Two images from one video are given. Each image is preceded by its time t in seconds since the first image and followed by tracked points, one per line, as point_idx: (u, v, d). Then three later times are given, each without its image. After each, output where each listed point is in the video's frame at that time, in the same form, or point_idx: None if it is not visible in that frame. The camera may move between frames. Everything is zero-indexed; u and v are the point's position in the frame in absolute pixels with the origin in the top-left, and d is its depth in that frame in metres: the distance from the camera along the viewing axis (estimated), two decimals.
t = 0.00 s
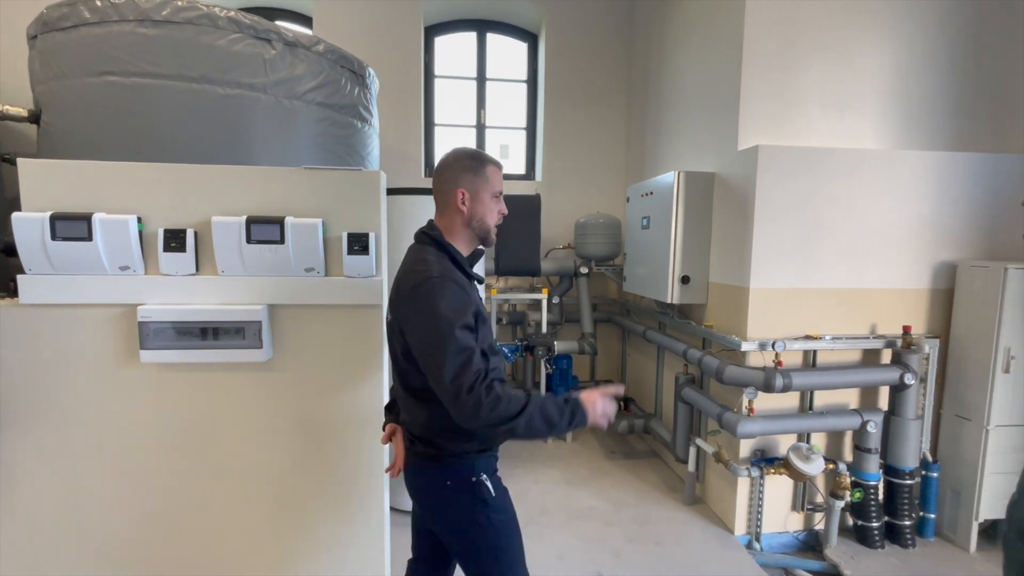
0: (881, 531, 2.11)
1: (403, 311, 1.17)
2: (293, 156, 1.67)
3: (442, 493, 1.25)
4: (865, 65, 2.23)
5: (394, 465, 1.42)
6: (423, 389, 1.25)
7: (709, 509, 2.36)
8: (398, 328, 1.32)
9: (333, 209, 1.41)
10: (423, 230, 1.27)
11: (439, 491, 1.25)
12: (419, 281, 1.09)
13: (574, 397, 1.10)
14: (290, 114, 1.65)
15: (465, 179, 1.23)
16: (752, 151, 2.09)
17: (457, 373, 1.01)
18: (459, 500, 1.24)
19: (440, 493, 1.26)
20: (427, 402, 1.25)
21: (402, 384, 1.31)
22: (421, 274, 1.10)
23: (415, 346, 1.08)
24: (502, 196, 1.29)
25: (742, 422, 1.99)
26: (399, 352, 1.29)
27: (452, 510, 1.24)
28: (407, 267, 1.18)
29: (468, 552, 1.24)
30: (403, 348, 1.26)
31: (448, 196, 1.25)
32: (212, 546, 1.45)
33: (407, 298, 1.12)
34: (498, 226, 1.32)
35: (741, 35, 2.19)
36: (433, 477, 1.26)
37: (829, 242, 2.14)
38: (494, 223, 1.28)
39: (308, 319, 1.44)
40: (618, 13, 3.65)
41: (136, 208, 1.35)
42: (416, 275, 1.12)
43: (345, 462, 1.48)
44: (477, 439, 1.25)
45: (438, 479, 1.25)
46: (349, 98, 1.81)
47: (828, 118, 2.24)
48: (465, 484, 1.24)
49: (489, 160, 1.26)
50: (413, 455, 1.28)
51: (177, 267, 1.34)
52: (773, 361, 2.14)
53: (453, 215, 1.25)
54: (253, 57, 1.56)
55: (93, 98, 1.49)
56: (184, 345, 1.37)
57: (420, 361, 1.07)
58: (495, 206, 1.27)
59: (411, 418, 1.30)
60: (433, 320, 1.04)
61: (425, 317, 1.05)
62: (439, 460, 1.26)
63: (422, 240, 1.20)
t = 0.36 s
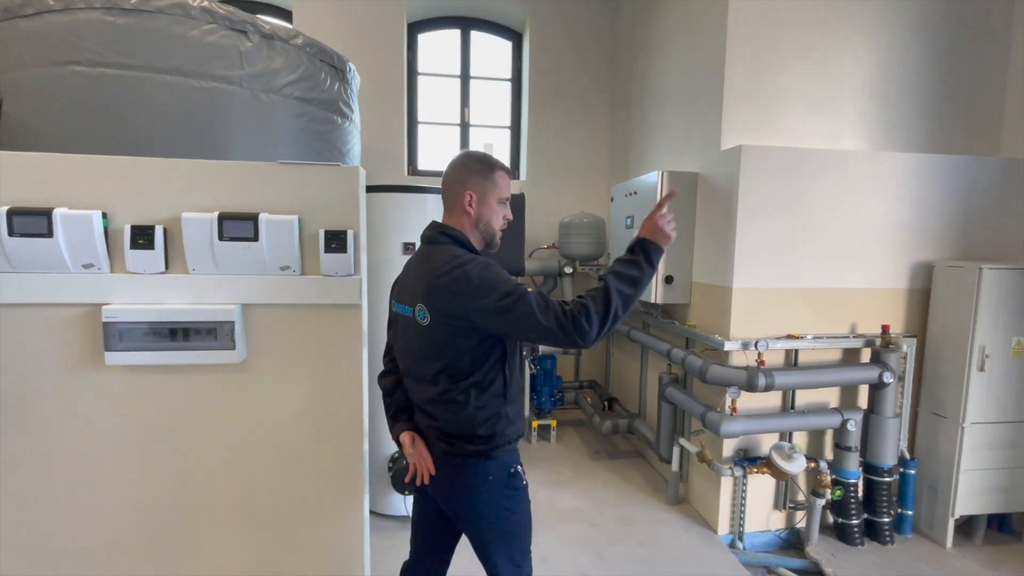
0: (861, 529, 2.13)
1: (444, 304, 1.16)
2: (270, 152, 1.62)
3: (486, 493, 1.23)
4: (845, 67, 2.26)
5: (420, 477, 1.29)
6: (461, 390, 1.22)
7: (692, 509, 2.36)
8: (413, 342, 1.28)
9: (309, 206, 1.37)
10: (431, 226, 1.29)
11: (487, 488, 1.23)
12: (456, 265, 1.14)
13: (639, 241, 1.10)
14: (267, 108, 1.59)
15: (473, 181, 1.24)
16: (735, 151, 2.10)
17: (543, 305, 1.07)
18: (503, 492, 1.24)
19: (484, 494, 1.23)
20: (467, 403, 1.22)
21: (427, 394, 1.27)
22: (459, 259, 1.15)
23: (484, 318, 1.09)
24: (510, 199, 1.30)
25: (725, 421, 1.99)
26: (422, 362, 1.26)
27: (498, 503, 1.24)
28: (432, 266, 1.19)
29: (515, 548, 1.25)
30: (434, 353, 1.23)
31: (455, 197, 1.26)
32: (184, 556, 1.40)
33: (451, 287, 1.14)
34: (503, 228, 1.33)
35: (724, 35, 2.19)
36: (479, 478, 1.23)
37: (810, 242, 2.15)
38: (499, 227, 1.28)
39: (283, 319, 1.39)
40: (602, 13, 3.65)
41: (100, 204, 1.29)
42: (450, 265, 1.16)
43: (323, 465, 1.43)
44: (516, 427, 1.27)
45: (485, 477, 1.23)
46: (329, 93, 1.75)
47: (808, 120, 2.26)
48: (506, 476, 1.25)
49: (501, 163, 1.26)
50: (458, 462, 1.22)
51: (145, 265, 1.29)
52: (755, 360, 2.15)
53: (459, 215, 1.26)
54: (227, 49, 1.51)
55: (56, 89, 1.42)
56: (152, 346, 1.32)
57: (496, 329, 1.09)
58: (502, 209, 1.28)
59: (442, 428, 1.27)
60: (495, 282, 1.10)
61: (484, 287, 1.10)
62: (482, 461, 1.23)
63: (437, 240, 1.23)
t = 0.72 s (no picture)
0: (837, 528, 2.13)
1: (488, 301, 1.21)
2: (233, 144, 1.51)
3: (523, 476, 1.31)
4: (820, 69, 2.27)
5: (457, 466, 1.32)
6: (501, 382, 1.28)
7: (671, 511, 2.34)
8: (450, 338, 1.31)
9: (270, 201, 1.29)
10: (467, 221, 1.34)
11: (525, 473, 1.30)
12: (499, 263, 1.20)
13: (676, 242, 1.21)
14: (229, 98, 1.49)
15: (509, 179, 1.30)
16: (713, 149, 2.08)
17: (591, 295, 1.13)
18: (538, 475, 1.33)
19: (522, 476, 1.31)
20: (507, 394, 1.28)
21: (465, 388, 1.32)
22: (502, 257, 1.21)
23: (532, 312, 1.15)
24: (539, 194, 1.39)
25: (705, 422, 1.97)
26: (461, 357, 1.30)
27: (534, 484, 1.32)
28: (474, 264, 1.25)
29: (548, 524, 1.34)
30: (474, 348, 1.27)
31: (491, 194, 1.32)
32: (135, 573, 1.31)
33: (496, 283, 1.20)
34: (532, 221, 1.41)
35: (703, 32, 2.17)
36: (517, 464, 1.29)
37: (788, 241, 2.15)
38: (530, 221, 1.37)
39: (242, 321, 1.32)
40: (580, 10, 3.61)
41: (35, 196, 1.18)
42: (493, 263, 1.22)
43: (287, 474, 1.38)
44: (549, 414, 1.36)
45: (523, 462, 1.30)
46: (297, 83, 1.65)
47: (785, 119, 2.26)
48: (540, 459, 1.34)
49: (531, 160, 1.34)
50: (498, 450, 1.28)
51: (86, 263, 1.18)
52: (734, 360, 2.13)
53: (494, 211, 1.33)
54: (185, 33, 1.42)
55: None
56: (95, 351, 1.21)
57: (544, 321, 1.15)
58: (534, 204, 1.36)
59: (479, 419, 1.31)
60: (542, 276, 1.16)
61: (530, 281, 1.16)
62: (520, 446, 1.30)
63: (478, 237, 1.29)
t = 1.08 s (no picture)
0: (816, 529, 2.13)
1: (503, 301, 1.21)
2: (191, 129, 1.60)
3: (519, 480, 1.31)
4: (798, 68, 2.26)
5: (453, 469, 1.31)
6: (506, 384, 1.28)
7: (651, 515, 2.30)
8: (456, 336, 1.28)
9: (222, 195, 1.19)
10: (479, 216, 1.34)
11: (522, 477, 1.31)
12: (521, 264, 1.20)
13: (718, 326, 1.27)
14: (186, 84, 1.58)
15: (525, 179, 1.31)
16: (693, 148, 2.05)
17: (609, 310, 1.18)
18: (534, 480, 1.33)
19: (518, 481, 1.31)
20: (511, 396, 1.28)
21: (467, 388, 1.30)
22: (522, 258, 1.21)
23: (550, 316, 1.17)
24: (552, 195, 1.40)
25: (685, 426, 1.93)
26: (466, 356, 1.28)
27: (529, 489, 1.33)
28: (492, 262, 1.23)
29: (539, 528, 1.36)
30: (482, 349, 1.25)
31: (507, 192, 1.32)
32: None
33: (515, 285, 1.19)
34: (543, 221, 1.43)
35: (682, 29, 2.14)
36: (514, 468, 1.29)
37: (767, 242, 2.13)
38: (542, 221, 1.39)
39: (191, 327, 1.21)
40: (558, 6, 3.55)
41: None
42: (513, 263, 1.21)
43: (242, 490, 1.29)
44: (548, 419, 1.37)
45: (519, 467, 1.30)
46: (255, 70, 1.73)
47: (764, 119, 2.25)
48: (536, 464, 1.35)
49: (548, 162, 1.35)
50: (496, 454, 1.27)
51: (11, 263, 1.08)
52: (715, 363, 2.10)
53: (508, 210, 1.33)
54: (141, 19, 1.49)
55: None
56: (20, 362, 1.09)
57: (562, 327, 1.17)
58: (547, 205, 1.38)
59: (479, 421, 1.31)
60: (563, 282, 1.18)
61: (551, 286, 1.18)
62: (518, 450, 1.30)
63: (493, 234, 1.28)
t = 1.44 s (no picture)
0: (791, 530, 2.12)
1: (477, 304, 1.20)
2: (129, 115, 1.47)
3: (503, 480, 1.28)
4: (772, 68, 2.26)
5: (439, 467, 1.30)
6: (483, 387, 1.26)
7: (627, 520, 2.25)
8: (436, 338, 1.29)
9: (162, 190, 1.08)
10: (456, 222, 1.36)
11: (506, 476, 1.28)
12: (496, 269, 1.19)
13: (670, 334, 1.25)
14: (125, 65, 1.45)
15: (496, 182, 1.32)
16: (670, 145, 2.01)
17: (576, 322, 1.16)
18: (517, 481, 1.30)
19: (502, 480, 1.28)
20: (489, 398, 1.26)
21: (447, 388, 1.29)
22: (495, 263, 1.20)
23: (518, 323, 1.14)
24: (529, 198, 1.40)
25: (663, 430, 1.89)
26: (446, 358, 1.27)
27: (515, 489, 1.30)
28: (469, 266, 1.23)
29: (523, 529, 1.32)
30: (460, 351, 1.25)
31: (480, 198, 1.34)
32: None
33: (490, 289, 1.18)
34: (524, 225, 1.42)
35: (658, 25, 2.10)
36: (497, 467, 1.27)
37: (743, 241, 2.12)
38: (520, 223, 1.38)
39: (126, 335, 1.10)
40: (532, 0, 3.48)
41: None
42: (486, 268, 1.20)
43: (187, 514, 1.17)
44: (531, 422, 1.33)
45: (503, 465, 1.28)
46: (205, 54, 1.61)
47: (739, 118, 2.23)
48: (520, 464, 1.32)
49: (521, 164, 1.35)
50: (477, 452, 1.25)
51: None
52: (692, 364, 2.07)
53: (484, 215, 1.34)
54: None
55: None
56: None
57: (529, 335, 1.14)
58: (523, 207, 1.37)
59: (461, 421, 1.29)
60: (533, 291, 1.16)
61: (521, 293, 1.16)
62: (500, 450, 1.27)
63: (471, 239, 1.27)
